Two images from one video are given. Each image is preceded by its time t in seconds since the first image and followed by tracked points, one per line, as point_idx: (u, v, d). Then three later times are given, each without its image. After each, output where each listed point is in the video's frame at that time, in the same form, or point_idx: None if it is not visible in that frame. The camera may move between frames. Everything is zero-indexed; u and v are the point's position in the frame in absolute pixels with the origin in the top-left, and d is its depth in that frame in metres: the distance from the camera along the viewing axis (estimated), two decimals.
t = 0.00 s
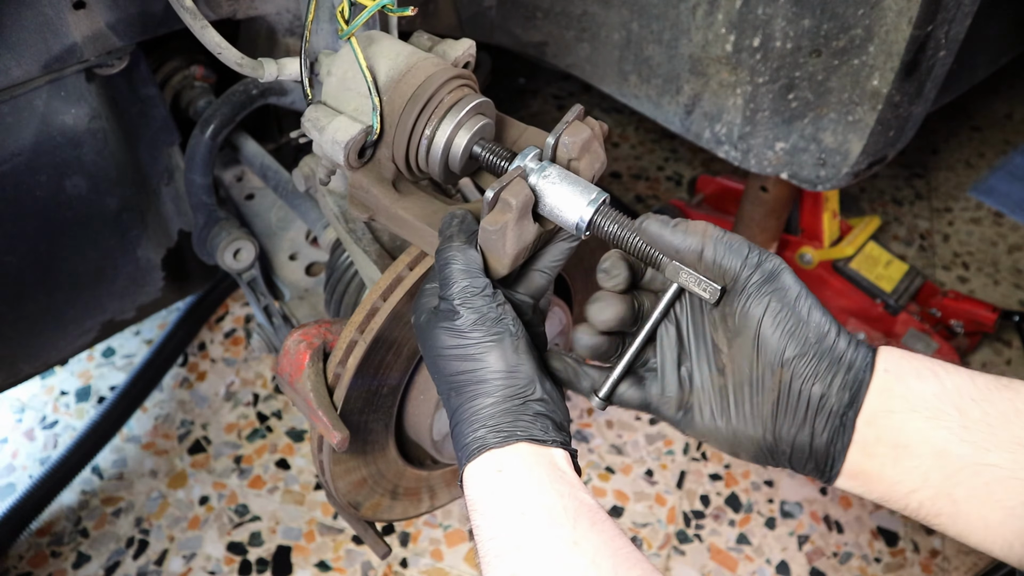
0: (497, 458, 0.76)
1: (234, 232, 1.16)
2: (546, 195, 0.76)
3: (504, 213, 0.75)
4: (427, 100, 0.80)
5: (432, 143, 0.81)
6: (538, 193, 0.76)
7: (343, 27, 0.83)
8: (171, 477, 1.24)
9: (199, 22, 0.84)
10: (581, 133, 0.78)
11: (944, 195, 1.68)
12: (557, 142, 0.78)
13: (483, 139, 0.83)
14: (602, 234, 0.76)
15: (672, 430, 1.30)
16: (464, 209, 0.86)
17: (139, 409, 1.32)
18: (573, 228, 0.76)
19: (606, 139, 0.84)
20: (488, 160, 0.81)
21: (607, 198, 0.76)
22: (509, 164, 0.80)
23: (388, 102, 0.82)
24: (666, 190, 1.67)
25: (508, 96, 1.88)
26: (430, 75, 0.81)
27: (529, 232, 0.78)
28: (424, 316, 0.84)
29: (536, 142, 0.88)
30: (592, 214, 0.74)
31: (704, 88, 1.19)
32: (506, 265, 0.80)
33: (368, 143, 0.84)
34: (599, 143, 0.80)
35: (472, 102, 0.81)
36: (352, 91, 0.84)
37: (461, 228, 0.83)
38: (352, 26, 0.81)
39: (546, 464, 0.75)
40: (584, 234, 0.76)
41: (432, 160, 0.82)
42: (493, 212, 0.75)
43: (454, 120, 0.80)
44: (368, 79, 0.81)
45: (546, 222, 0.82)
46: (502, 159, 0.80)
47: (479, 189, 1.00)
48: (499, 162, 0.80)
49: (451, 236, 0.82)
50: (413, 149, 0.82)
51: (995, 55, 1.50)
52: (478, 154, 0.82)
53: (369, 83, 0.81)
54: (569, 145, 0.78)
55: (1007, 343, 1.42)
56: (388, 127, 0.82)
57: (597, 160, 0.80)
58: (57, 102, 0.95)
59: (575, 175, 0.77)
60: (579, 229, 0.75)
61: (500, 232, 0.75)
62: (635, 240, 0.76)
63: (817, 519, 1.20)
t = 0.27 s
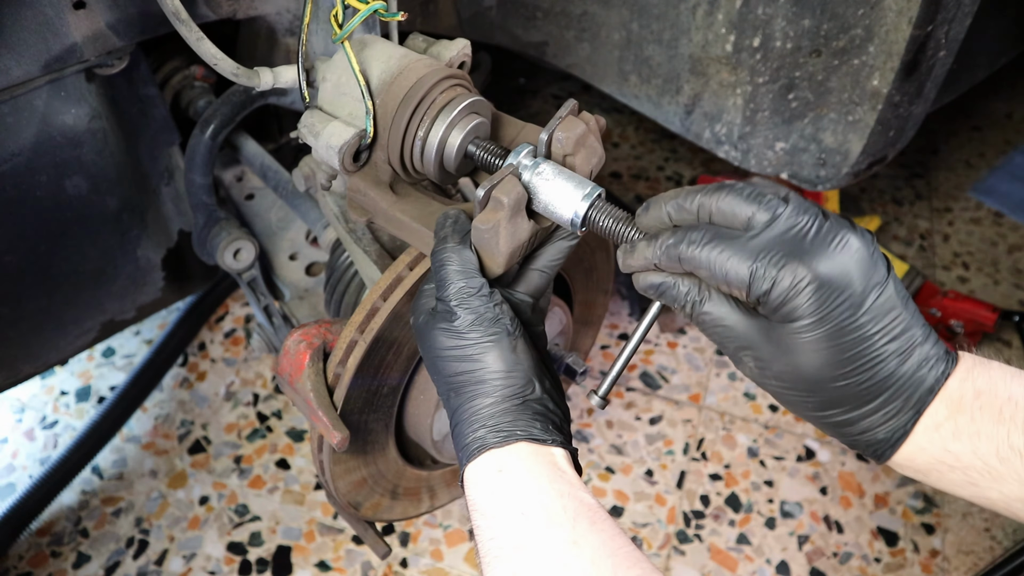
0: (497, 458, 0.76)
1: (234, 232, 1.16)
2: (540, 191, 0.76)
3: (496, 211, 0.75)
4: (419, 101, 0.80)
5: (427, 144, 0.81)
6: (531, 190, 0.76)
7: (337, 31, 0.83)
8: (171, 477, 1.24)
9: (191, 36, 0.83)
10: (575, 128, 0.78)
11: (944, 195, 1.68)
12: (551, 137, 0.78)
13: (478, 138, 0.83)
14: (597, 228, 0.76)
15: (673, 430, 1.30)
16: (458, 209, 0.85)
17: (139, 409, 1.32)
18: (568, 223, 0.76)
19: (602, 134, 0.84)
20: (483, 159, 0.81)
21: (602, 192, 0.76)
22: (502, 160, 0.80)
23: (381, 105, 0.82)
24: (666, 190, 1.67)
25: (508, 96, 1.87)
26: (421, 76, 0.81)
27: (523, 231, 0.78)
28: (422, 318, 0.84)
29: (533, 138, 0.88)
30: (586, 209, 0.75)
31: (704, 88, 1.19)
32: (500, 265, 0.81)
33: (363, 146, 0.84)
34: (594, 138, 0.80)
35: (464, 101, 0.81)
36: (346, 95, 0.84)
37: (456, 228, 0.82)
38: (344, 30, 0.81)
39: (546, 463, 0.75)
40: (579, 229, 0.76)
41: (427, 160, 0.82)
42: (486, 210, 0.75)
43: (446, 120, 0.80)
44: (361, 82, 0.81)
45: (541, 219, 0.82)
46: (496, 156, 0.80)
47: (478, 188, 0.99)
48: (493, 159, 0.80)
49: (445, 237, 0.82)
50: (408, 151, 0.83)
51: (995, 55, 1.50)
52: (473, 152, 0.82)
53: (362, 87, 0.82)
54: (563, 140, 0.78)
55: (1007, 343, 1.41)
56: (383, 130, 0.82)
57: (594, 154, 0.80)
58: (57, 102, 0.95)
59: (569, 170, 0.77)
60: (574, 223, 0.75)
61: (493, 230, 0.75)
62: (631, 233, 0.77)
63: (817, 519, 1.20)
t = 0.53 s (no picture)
0: (496, 460, 0.76)
1: (234, 232, 1.16)
2: (539, 193, 0.76)
3: (494, 214, 0.75)
4: (418, 102, 0.80)
5: (426, 145, 0.81)
6: (531, 192, 0.76)
7: (338, 32, 0.83)
8: (171, 477, 1.24)
9: (192, 35, 0.83)
10: (575, 130, 0.78)
11: (944, 195, 1.68)
12: (551, 139, 0.78)
13: (478, 139, 0.83)
14: (597, 231, 0.76)
15: (672, 430, 1.30)
16: (457, 211, 0.85)
17: (139, 409, 1.32)
18: (567, 226, 0.76)
19: (603, 135, 0.84)
20: (482, 160, 0.81)
21: (601, 195, 0.76)
22: (502, 163, 0.80)
23: (381, 106, 0.82)
24: (666, 190, 1.67)
25: (508, 96, 1.87)
26: (421, 76, 0.80)
27: (522, 233, 0.78)
28: (422, 320, 0.84)
29: (533, 138, 0.88)
30: (585, 212, 0.75)
31: (704, 88, 1.19)
32: (498, 268, 0.80)
33: (363, 147, 0.84)
34: (594, 139, 0.80)
35: (464, 102, 0.81)
36: (345, 96, 0.84)
37: (454, 230, 0.82)
38: (345, 31, 0.81)
39: (546, 464, 0.75)
40: (578, 232, 0.76)
41: (427, 161, 0.82)
42: (484, 213, 0.75)
43: (446, 120, 0.80)
44: (361, 83, 0.81)
45: (540, 220, 0.82)
46: (495, 159, 0.80)
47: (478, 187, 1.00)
48: (493, 161, 0.80)
49: (444, 240, 0.82)
50: (407, 151, 0.83)
51: (995, 55, 1.50)
52: (473, 154, 0.82)
53: (362, 88, 0.82)
54: (563, 143, 0.78)
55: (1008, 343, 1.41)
56: (382, 131, 0.83)
57: (594, 156, 0.80)
58: (57, 103, 0.95)
59: (569, 173, 0.77)
60: (573, 226, 0.75)
61: (491, 234, 0.75)
62: (631, 237, 0.76)
63: (817, 519, 1.20)
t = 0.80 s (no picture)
0: (500, 457, 0.76)
1: (234, 232, 1.16)
2: (544, 188, 0.76)
3: (502, 209, 0.75)
4: (420, 101, 0.80)
5: (428, 144, 0.81)
6: (536, 187, 0.76)
7: (338, 32, 0.83)
8: (171, 477, 1.24)
9: (192, 36, 0.83)
10: (576, 126, 0.78)
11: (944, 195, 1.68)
12: (552, 136, 0.78)
13: (478, 137, 0.83)
14: (602, 224, 0.76)
15: (672, 430, 1.30)
16: (463, 208, 0.85)
17: (139, 409, 1.32)
18: (572, 220, 0.76)
19: (602, 132, 0.84)
20: (484, 158, 0.82)
21: (605, 188, 0.76)
22: (504, 160, 0.80)
23: (382, 105, 0.82)
24: (666, 190, 1.67)
25: (507, 97, 1.87)
26: (422, 76, 0.81)
27: (528, 228, 0.78)
28: (426, 316, 0.84)
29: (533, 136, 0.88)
30: (591, 206, 0.75)
31: (704, 88, 1.19)
32: (507, 263, 0.81)
33: (364, 146, 0.84)
34: (595, 136, 0.80)
35: (465, 101, 0.81)
36: (345, 96, 0.84)
37: (462, 227, 0.82)
38: (346, 31, 0.81)
39: (549, 463, 0.75)
40: (583, 226, 0.77)
41: (429, 160, 0.82)
42: (492, 208, 0.75)
43: (448, 120, 0.80)
44: (362, 82, 0.81)
45: (546, 215, 0.82)
46: (498, 155, 0.81)
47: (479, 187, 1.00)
48: (495, 159, 0.81)
49: (451, 236, 0.82)
50: (409, 151, 0.83)
51: (995, 55, 1.50)
52: (475, 152, 0.82)
53: (363, 87, 0.81)
54: (565, 138, 0.78)
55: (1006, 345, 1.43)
56: (383, 131, 0.82)
57: (594, 152, 0.81)
58: (56, 103, 0.95)
59: (572, 167, 0.77)
60: (578, 221, 0.76)
61: (500, 228, 0.75)
62: (637, 228, 0.75)
63: (817, 519, 1.20)
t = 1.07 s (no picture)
0: (499, 459, 0.76)
1: (234, 232, 1.16)
2: (544, 194, 0.76)
3: (500, 214, 0.75)
4: (423, 101, 0.80)
5: (429, 144, 0.81)
6: (535, 193, 0.76)
7: (341, 29, 0.83)
8: (171, 477, 1.24)
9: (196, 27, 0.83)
10: (579, 132, 0.78)
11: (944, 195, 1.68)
12: (555, 141, 0.78)
13: (480, 139, 0.83)
14: (600, 232, 0.76)
15: (672, 430, 1.30)
16: (462, 211, 0.85)
17: (139, 409, 1.32)
18: (571, 227, 0.76)
19: (604, 136, 0.84)
20: (485, 161, 0.82)
21: (605, 196, 0.76)
22: (505, 164, 0.80)
23: (385, 104, 0.82)
24: (666, 190, 1.67)
25: (507, 97, 1.88)
26: (426, 76, 0.81)
27: (526, 234, 0.78)
28: (425, 318, 0.84)
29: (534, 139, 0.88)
30: (590, 213, 0.75)
31: (704, 88, 1.19)
32: (504, 266, 0.81)
33: (365, 145, 0.84)
34: (597, 141, 0.80)
35: (469, 102, 0.81)
36: (348, 95, 0.84)
37: (459, 230, 0.82)
38: (348, 29, 0.81)
39: (547, 465, 0.75)
40: (581, 233, 0.76)
41: (430, 161, 0.82)
42: (490, 213, 0.75)
43: (450, 121, 0.80)
44: (365, 81, 0.81)
45: (544, 220, 0.82)
46: (499, 159, 0.81)
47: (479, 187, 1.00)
48: (496, 162, 0.81)
49: (449, 239, 0.82)
50: (411, 151, 0.83)
51: (995, 55, 1.50)
52: (476, 154, 0.82)
53: (366, 86, 0.81)
54: (567, 143, 0.78)
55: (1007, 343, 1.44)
56: (385, 130, 0.83)
57: (596, 157, 0.80)
58: (56, 103, 0.95)
59: (572, 174, 0.77)
60: (577, 227, 0.76)
61: (496, 234, 0.75)
62: (635, 237, 0.75)
63: (817, 519, 1.20)
